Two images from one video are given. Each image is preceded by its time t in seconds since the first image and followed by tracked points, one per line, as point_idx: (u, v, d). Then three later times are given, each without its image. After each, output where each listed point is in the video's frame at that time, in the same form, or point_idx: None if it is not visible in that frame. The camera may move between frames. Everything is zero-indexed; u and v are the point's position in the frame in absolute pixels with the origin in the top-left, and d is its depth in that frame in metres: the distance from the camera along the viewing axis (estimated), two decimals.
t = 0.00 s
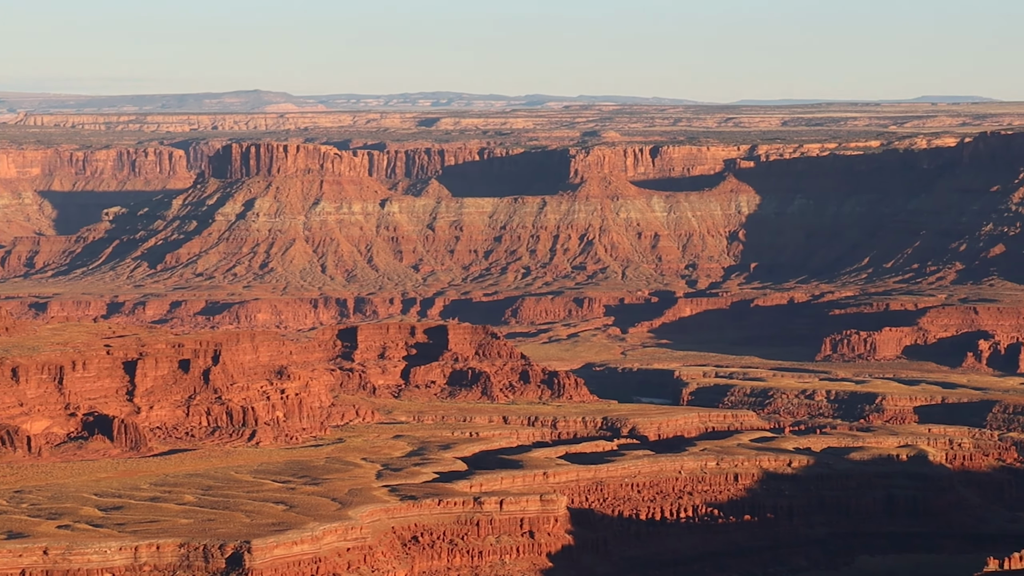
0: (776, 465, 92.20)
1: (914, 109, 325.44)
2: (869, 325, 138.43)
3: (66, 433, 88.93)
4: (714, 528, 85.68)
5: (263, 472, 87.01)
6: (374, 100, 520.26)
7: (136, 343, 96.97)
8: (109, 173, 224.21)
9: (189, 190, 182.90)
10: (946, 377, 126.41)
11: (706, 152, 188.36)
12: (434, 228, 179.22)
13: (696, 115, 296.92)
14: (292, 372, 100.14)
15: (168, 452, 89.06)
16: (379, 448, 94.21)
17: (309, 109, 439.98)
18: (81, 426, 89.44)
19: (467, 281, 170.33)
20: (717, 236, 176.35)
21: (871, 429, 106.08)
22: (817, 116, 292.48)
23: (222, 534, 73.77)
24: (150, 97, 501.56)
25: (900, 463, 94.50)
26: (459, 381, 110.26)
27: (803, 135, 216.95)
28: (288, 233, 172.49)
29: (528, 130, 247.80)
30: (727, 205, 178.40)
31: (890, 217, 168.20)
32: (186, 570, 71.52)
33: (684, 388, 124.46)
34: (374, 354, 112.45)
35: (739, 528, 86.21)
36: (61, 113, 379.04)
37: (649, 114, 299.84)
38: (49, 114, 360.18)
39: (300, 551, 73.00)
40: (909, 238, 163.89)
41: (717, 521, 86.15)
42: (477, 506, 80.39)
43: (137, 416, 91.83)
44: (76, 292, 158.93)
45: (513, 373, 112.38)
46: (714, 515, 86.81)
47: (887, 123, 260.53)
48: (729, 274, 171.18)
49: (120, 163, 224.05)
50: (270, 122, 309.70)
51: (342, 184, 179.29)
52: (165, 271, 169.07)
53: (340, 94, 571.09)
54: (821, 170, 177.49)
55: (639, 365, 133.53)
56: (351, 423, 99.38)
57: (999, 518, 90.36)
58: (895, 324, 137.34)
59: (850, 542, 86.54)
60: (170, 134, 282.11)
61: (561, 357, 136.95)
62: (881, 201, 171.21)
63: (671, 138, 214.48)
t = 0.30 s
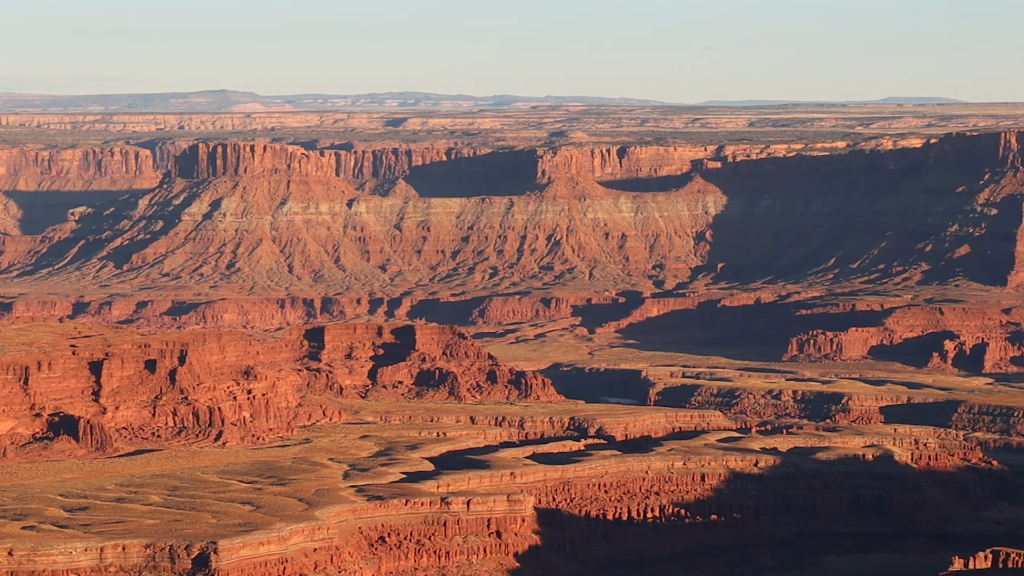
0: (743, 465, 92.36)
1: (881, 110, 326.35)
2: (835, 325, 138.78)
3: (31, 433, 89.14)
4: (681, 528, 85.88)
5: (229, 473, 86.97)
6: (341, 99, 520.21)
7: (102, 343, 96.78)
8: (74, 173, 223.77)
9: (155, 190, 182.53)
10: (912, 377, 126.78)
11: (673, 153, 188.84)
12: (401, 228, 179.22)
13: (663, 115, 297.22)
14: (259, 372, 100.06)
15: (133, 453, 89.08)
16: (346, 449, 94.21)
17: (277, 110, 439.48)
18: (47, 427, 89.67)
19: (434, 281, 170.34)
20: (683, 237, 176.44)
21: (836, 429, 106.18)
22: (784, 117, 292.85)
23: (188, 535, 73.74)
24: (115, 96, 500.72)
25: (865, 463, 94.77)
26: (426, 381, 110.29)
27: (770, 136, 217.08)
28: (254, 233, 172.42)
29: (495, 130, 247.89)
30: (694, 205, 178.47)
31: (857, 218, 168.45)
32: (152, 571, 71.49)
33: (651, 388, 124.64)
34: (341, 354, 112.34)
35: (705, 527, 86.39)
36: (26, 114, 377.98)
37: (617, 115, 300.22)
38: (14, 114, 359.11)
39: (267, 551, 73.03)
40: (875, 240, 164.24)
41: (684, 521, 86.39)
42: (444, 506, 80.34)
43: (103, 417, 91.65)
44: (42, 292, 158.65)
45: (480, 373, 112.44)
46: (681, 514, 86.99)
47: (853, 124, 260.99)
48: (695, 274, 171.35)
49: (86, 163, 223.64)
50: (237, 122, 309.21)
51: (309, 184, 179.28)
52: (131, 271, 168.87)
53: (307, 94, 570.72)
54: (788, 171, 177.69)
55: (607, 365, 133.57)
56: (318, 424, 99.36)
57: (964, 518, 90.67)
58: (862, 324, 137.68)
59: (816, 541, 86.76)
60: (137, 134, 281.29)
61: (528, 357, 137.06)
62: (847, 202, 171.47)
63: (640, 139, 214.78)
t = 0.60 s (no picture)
0: (707, 465, 92.48)
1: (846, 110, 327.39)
2: (799, 326, 139.06)
3: None
4: (645, 528, 85.99)
5: (193, 474, 86.85)
6: (306, 100, 520.33)
7: (65, 343, 96.64)
8: (37, 172, 223.16)
9: (118, 190, 182.03)
10: (876, 377, 127.11)
11: (637, 154, 189.05)
12: (365, 228, 179.13)
13: (627, 116, 297.64)
14: (223, 372, 99.92)
15: (96, 454, 88.93)
16: (310, 450, 94.10)
17: (241, 109, 438.78)
18: (9, 428, 89.50)
19: (398, 281, 170.28)
20: (648, 237, 176.66)
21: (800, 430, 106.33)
22: (748, 118, 293.24)
23: (151, 536, 73.67)
24: (78, 96, 499.30)
25: (829, 463, 94.93)
26: (391, 382, 110.25)
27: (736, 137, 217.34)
28: (218, 234, 172.19)
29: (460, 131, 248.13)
30: (658, 206, 178.73)
31: (821, 219, 168.73)
32: (114, 572, 71.41)
33: (616, 389, 124.68)
34: (305, 355, 112.01)
35: (669, 528, 86.44)
36: None
37: (581, 115, 300.89)
38: None
39: (230, 552, 73.01)
40: (839, 240, 164.63)
41: (648, 521, 86.51)
42: (408, 507, 80.32)
43: (66, 418, 91.56)
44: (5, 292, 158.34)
45: (445, 374, 112.41)
46: (645, 515, 87.08)
47: (817, 125, 261.40)
48: (660, 275, 171.59)
49: (48, 162, 222.98)
50: (200, 122, 308.55)
51: (273, 184, 179.20)
52: (95, 272, 168.64)
53: (272, 95, 570.13)
54: (752, 172, 177.88)
55: (571, 365, 133.57)
56: (282, 424, 99.25)
57: (927, 518, 90.91)
58: (825, 325, 137.99)
59: (780, 542, 86.86)
60: (100, 133, 280.28)
61: (493, 357, 137.08)
62: (811, 203, 171.72)
63: (608, 139, 214.48)
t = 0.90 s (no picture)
0: (669, 465, 92.63)
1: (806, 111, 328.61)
2: (760, 326, 139.33)
3: None
4: (607, 528, 86.08)
5: (154, 474, 86.74)
6: (267, 100, 520.33)
7: (25, 343, 96.57)
8: None
9: (78, 190, 181.82)
10: (837, 377, 127.44)
11: (599, 154, 189.28)
12: (327, 228, 178.96)
13: (589, 117, 298.12)
14: (184, 373, 99.82)
15: (56, 455, 88.81)
16: (272, 450, 94.02)
17: (205, 108, 438.51)
18: None
19: (360, 282, 170.13)
20: (610, 238, 176.85)
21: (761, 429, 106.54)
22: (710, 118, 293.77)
23: (112, 537, 73.56)
24: (38, 96, 497.97)
25: (791, 463, 95.15)
26: (352, 382, 110.25)
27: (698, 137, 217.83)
28: (179, 233, 171.95)
29: (423, 130, 248.42)
30: (620, 207, 178.96)
31: (782, 219, 168.98)
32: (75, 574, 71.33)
33: (578, 389, 124.74)
34: (266, 355, 111.78)
35: (631, 527, 86.55)
36: None
37: (544, 115, 302.15)
38: None
39: (192, 553, 72.95)
40: (800, 240, 164.96)
41: (611, 521, 86.59)
42: (370, 507, 80.34)
43: (26, 418, 91.52)
44: None
45: (407, 374, 112.40)
46: (607, 515, 87.17)
47: (778, 125, 261.90)
48: (622, 275, 171.77)
49: (8, 162, 222.44)
50: (161, 122, 308.00)
51: (235, 185, 179.13)
52: (55, 272, 168.51)
53: (233, 95, 569.36)
54: (714, 173, 178.10)
55: (533, 366, 133.56)
56: (244, 425, 99.13)
57: (888, 517, 91.10)
58: (786, 325, 138.29)
59: (742, 541, 86.99)
60: (59, 133, 279.42)
61: (455, 357, 137.08)
62: (773, 204, 171.98)
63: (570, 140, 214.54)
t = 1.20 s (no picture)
0: (634, 465, 92.74)
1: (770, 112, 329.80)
2: (724, 327, 139.53)
3: None
4: (572, 528, 86.13)
5: (117, 476, 86.62)
6: (231, 100, 520.74)
7: None
8: None
9: (42, 190, 182.20)
10: (800, 378, 127.72)
11: (564, 155, 189.18)
12: (291, 229, 178.74)
13: (554, 118, 298.62)
14: (148, 374, 99.69)
15: (19, 456, 88.68)
16: (236, 451, 93.90)
17: (166, 108, 438.98)
18: None
19: (325, 283, 169.91)
20: (575, 239, 177.05)
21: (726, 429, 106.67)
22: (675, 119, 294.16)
23: (75, 539, 73.47)
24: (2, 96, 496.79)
25: (755, 463, 95.29)
26: (317, 383, 110.11)
27: (661, 138, 218.72)
28: (143, 234, 171.70)
29: (388, 130, 248.54)
30: (585, 207, 179.10)
31: (746, 220, 169.22)
32: None
33: (543, 390, 124.72)
34: (230, 356, 111.69)
35: (596, 528, 86.60)
36: None
37: (509, 116, 303.27)
38: None
39: (155, 554, 72.94)
40: (764, 241, 165.29)
41: (575, 521, 86.65)
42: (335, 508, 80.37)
43: None
44: None
45: (372, 375, 112.33)
46: (571, 515, 87.25)
47: (742, 126, 262.39)
48: (586, 276, 171.92)
49: None
50: (125, 122, 307.44)
51: (199, 185, 179.06)
52: (18, 272, 168.49)
53: (198, 95, 569.04)
54: (679, 173, 178.31)
55: (499, 367, 133.47)
56: (208, 425, 98.94)
57: (851, 518, 91.29)
58: (751, 326, 138.58)
59: (706, 541, 87.08)
60: (22, 133, 278.66)
61: (419, 358, 136.99)
62: (737, 204, 172.21)
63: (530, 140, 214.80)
